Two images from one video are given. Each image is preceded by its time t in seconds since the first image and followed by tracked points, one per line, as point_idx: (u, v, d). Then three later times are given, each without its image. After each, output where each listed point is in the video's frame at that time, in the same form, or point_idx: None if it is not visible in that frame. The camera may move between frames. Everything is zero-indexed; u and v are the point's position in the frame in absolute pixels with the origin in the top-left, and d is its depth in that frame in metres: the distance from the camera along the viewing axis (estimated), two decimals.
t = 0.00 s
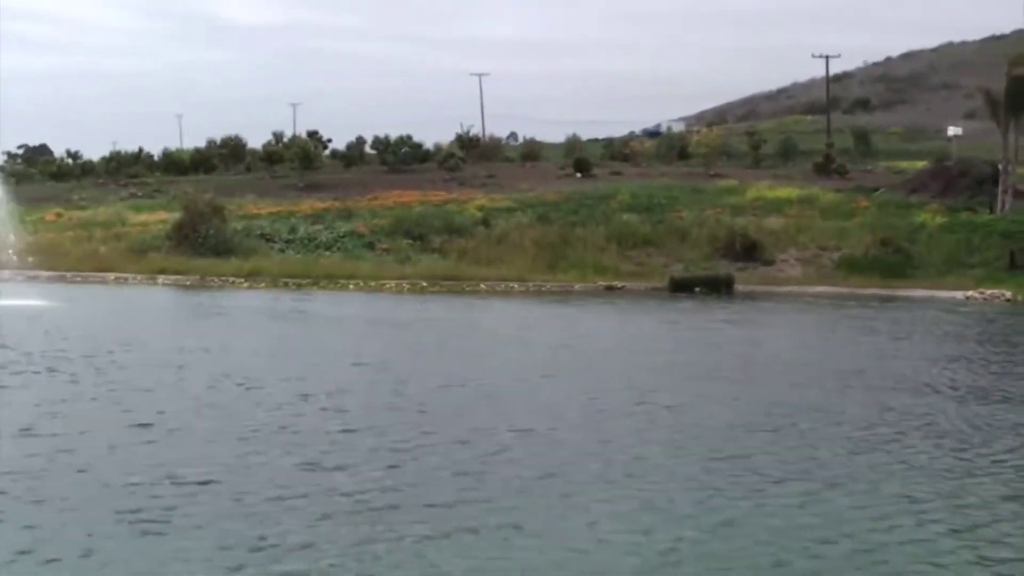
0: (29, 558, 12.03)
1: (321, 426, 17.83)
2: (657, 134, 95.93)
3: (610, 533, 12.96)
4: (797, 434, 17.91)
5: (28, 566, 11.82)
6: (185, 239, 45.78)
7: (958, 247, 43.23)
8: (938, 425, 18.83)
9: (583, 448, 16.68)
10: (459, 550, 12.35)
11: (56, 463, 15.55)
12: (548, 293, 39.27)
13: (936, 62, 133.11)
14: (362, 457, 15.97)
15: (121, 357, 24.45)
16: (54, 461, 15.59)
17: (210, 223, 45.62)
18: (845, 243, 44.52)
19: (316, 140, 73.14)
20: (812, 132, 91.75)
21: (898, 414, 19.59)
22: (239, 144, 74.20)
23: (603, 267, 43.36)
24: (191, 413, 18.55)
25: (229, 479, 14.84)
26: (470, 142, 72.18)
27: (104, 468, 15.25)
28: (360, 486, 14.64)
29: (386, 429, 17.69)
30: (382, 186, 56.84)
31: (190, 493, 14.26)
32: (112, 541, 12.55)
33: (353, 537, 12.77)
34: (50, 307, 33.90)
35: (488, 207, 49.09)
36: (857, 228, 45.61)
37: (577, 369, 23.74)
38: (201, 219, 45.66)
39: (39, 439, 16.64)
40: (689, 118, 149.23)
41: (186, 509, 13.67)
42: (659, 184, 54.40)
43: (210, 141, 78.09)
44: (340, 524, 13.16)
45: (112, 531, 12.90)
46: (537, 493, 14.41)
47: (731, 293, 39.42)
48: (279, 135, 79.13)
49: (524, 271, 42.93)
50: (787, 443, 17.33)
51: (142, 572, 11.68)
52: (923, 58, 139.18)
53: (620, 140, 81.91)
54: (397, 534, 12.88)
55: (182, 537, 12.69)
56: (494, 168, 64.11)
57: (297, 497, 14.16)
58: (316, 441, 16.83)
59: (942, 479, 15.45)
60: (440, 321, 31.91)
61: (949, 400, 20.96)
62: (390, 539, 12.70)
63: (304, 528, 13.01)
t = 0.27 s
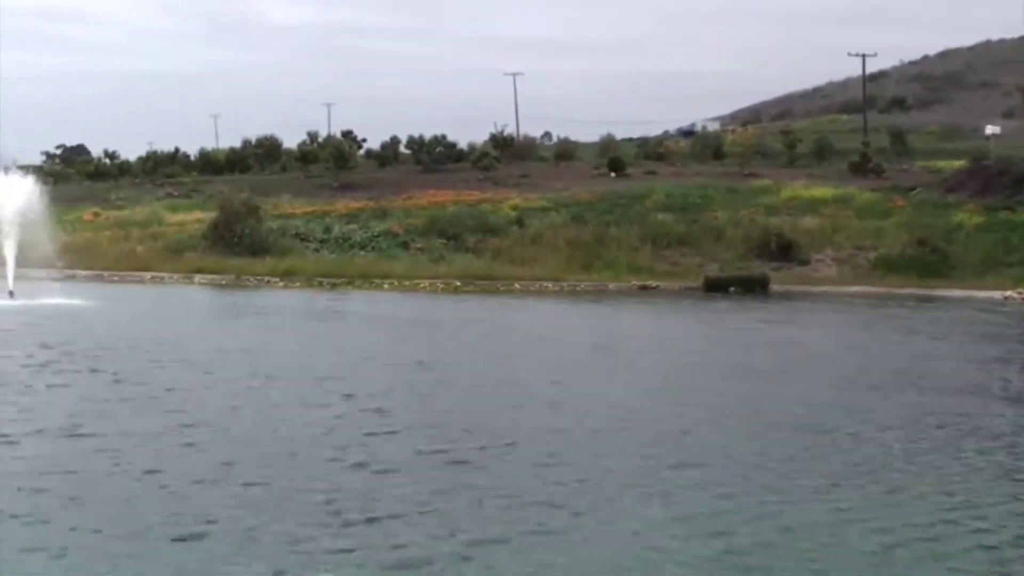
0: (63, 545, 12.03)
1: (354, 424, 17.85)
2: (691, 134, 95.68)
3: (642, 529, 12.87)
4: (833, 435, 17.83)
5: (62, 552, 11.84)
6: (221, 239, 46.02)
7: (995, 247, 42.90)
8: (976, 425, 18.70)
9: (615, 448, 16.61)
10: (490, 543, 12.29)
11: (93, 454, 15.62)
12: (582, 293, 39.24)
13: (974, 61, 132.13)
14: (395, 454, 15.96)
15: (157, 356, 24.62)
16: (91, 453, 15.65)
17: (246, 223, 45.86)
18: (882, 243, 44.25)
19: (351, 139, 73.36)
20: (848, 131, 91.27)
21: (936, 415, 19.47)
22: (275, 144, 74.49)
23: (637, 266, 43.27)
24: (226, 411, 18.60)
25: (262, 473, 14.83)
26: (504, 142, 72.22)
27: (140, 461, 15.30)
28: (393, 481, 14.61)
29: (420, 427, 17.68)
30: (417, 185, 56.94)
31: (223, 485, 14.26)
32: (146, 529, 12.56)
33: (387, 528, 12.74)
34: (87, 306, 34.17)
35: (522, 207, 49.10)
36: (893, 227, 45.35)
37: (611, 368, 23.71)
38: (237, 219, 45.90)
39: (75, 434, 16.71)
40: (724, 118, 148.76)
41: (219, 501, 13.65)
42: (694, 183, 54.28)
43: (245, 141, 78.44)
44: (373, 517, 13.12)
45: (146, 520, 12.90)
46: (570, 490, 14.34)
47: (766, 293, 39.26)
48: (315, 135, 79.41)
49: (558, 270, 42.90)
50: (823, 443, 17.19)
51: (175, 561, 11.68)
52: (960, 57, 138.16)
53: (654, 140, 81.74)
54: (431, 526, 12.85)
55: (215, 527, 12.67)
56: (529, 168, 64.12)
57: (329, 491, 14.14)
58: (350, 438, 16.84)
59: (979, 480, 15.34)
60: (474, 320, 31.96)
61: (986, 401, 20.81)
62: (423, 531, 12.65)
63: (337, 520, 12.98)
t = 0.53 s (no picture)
0: (99, 537, 12.04)
1: (389, 424, 17.86)
2: (725, 133, 95.36)
3: (679, 529, 12.78)
4: (870, 436, 17.71)
5: (98, 544, 11.84)
6: (255, 239, 46.20)
7: None
8: (1014, 427, 18.53)
9: (651, 448, 16.54)
10: (525, 541, 12.25)
11: (129, 451, 15.66)
12: (615, 293, 39.14)
13: (1011, 59, 131.06)
14: (429, 453, 15.94)
15: (192, 356, 24.73)
16: (127, 450, 15.68)
17: (280, 223, 46.04)
18: (917, 243, 43.96)
19: (385, 139, 73.50)
20: (883, 130, 90.72)
21: (973, 416, 19.31)
22: (309, 144, 74.72)
23: (671, 266, 43.13)
24: (261, 410, 18.64)
25: (296, 470, 14.83)
26: (538, 142, 72.20)
27: (176, 458, 15.33)
28: (428, 479, 14.59)
29: (455, 427, 17.67)
30: (450, 185, 56.99)
31: (259, 481, 14.27)
32: (182, 523, 12.56)
33: (423, 525, 12.71)
34: (123, 305, 34.36)
35: (556, 206, 49.03)
36: (929, 227, 45.03)
37: (645, 369, 23.63)
38: (271, 219, 46.09)
39: (111, 432, 16.76)
40: (758, 117, 148.19)
41: (255, 496, 13.65)
42: (727, 183, 54.11)
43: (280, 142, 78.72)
44: (408, 515, 13.09)
45: (181, 514, 12.91)
46: (605, 490, 14.27)
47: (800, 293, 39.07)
48: (348, 135, 79.61)
49: (591, 270, 42.83)
50: (859, 444, 17.07)
51: (212, 553, 11.67)
52: (997, 54, 137.07)
53: (688, 139, 81.50)
54: (467, 523, 12.81)
55: (250, 521, 12.65)
56: (562, 167, 64.06)
57: (364, 488, 14.13)
58: (385, 438, 16.84)
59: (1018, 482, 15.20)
60: (507, 320, 31.94)
61: None
62: (459, 528, 12.62)
63: (372, 516, 12.96)
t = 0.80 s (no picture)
0: (123, 537, 12.05)
1: (413, 423, 17.86)
2: (750, 132, 95.11)
3: (704, 530, 12.71)
4: (895, 437, 17.61)
5: (122, 543, 11.85)
6: (280, 238, 46.34)
7: None
8: None
9: (676, 449, 16.47)
10: (546, 541, 12.22)
11: (154, 450, 15.68)
12: (641, 293, 39.05)
13: None
14: (451, 453, 15.94)
15: (217, 355, 24.80)
16: (151, 449, 15.72)
17: (305, 222, 46.15)
18: (944, 243, 43.72)
19: (409, 139, 73.62)
20: (910, 129, 90.27)
21: (1000, 417, 19.16)
22: (333, 143, 74.89)
23: (696, 266, 43.00)
24: (286, 410, 18.66)
25: (321, 471, 14.83)
26: (562, 141, 72.15)
27: (200, 457, 15.35)
28: (452, 480, 14.56)
29: (479, 427, 17.66)
30: (474, 184, 57.00)
31: (283, 481, 14.27)
32: (204, 522, 12.56)
33: (447, 526, 12.67)
34: (148, 304, 34.52)
35: (580, 206, 48.97)
36: (955, 227, 44.77)
37: (668, 368, 23.57)
38: (296, 218, 46.21)
39: (136, 432, 16.81)
40: (783, 117, 147.72)
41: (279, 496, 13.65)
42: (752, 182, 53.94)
43: (305, 142, 78.90)
44: (431, 515, 13.07)
45: (205, 513, 12.91)
46: (630, 491, 14.22)
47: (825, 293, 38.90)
48: (372, 134, 79.79)
49: (615, 269, 42.78)
50: (883, 445, 16.98)
51: (236, 553, 11.66)
52: None
53: (713, 138, 81.28)
54: (491, 524, 12.77)
55: (273, 521, 12.65)
56: (586, 167, 64.00)
57: (388, 488, 14.11)
58: (408, 438, 16.83)
59: None
60: (528, 320, 31.93)
61: None
62: (483, 529, 12.58)
63: (393, 515, 12.96)
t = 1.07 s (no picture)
0: (160, 535, 12.11)
1: (447, 422, 17.88)
2: (786, 131, 94.63)
3: (739, 531, 12.65)
4: (929, 437, 17.52)
5: (159, 542, 11.91)
6: (314, 238, 46.50)
7: None
8: None
9: (711, 449, 16.41)
10: (575, 539, 12.26)
11: (190, 449, 15.76)
12: (674, 293, 38.96)
13: None
14: (482, 451, 16.00)
15: (251, 353, 24.95)
16: (187, 448, 15.80)
17: (339, 222, 46.32)
18: (981, 243, 43.36)
19: (443, 139, 73.72)
20: (948, 128, 89.54)
21: None
22: (368, 143, 75.08)
23: (730, 265, 42.87)
24: (320, 409, 18.73)
25: (354, 470, 14.86)
26: (596, 141, 72.07)
27: (235, 456, 15.42)
28: (486, 479, 14.55)
29: (512, 426, 17.67)
30: (508, 184, 57.00)
31: (318, 480, 14.31)
32: (236, 518, 12.67)
33: (481, 525, 12.67)
34: (185, 304, 34.72)
35: (614, 205, 48.89)
36: (993, 226, 44.41)
37: (701, 368, 23.52)
38: (330, 218, 46.38)
39: (172, 431, 16.89)
40: (819, 116, 146.87)
41: (313, 495, 13.68)
42: (787, 182, 53.70)
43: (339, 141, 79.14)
44: (466, 514, 13.06)
45: (240, 511, 12.96)
46: (665, 491, 14.17)
47: (860, 293, 38.68)
48: (407, 134, 79.97)
49: (649, 269, 42.67)
50: (917, 446, 16.90)
51: (271, 551, 11.69)
52: None
53: (749, 138, 80.92)
54: (525, 523, 12.75)
55: (307, 521, 12.67)
56: (620, 167, 63.91)
57: (423, 488, 14.11)
58: (442, 437, 16.85)
59: None
60: (562, 319, 31.94)
61: None
62: (517, 529, 12.56)
63: (424, 513, 13.03)
